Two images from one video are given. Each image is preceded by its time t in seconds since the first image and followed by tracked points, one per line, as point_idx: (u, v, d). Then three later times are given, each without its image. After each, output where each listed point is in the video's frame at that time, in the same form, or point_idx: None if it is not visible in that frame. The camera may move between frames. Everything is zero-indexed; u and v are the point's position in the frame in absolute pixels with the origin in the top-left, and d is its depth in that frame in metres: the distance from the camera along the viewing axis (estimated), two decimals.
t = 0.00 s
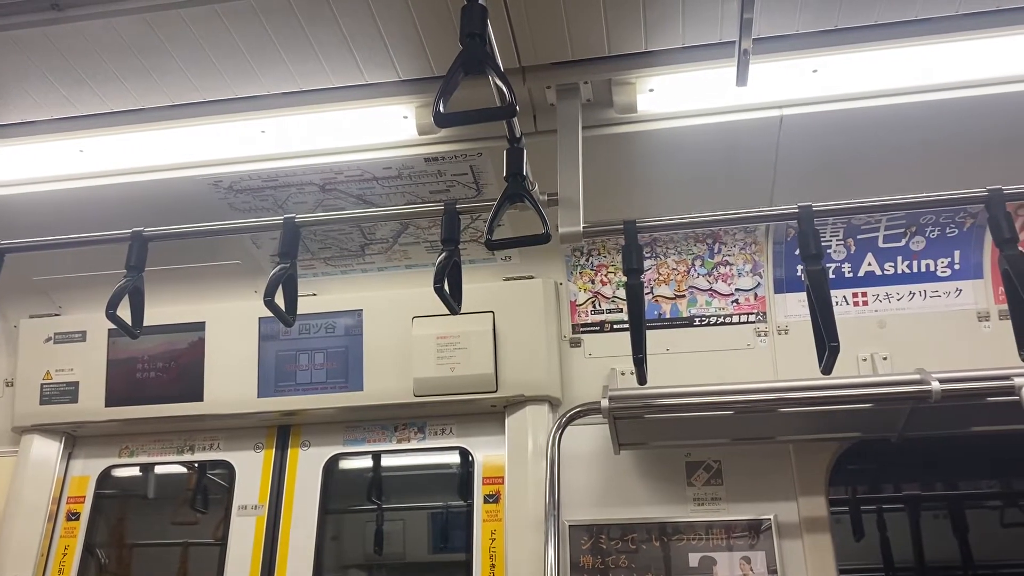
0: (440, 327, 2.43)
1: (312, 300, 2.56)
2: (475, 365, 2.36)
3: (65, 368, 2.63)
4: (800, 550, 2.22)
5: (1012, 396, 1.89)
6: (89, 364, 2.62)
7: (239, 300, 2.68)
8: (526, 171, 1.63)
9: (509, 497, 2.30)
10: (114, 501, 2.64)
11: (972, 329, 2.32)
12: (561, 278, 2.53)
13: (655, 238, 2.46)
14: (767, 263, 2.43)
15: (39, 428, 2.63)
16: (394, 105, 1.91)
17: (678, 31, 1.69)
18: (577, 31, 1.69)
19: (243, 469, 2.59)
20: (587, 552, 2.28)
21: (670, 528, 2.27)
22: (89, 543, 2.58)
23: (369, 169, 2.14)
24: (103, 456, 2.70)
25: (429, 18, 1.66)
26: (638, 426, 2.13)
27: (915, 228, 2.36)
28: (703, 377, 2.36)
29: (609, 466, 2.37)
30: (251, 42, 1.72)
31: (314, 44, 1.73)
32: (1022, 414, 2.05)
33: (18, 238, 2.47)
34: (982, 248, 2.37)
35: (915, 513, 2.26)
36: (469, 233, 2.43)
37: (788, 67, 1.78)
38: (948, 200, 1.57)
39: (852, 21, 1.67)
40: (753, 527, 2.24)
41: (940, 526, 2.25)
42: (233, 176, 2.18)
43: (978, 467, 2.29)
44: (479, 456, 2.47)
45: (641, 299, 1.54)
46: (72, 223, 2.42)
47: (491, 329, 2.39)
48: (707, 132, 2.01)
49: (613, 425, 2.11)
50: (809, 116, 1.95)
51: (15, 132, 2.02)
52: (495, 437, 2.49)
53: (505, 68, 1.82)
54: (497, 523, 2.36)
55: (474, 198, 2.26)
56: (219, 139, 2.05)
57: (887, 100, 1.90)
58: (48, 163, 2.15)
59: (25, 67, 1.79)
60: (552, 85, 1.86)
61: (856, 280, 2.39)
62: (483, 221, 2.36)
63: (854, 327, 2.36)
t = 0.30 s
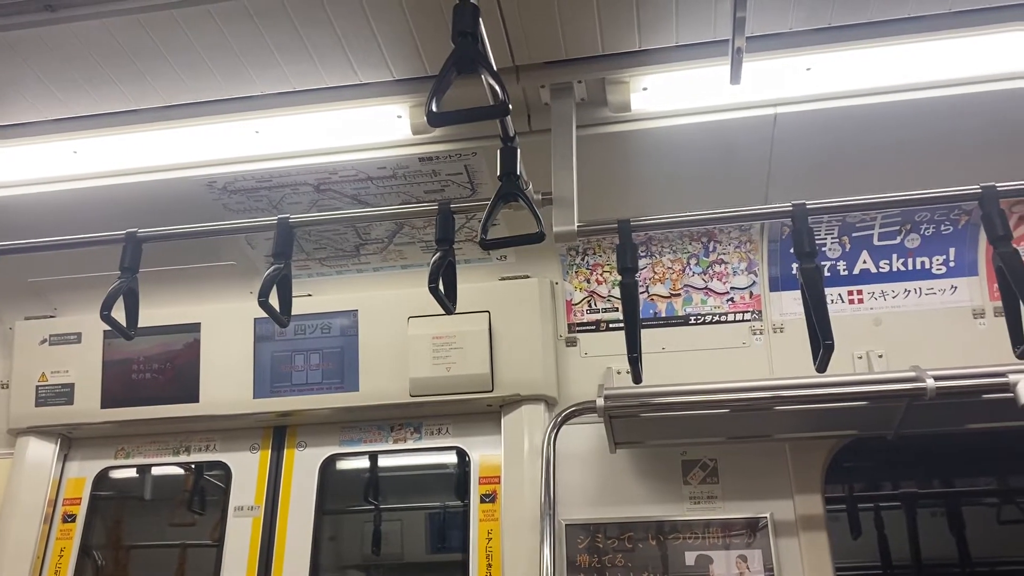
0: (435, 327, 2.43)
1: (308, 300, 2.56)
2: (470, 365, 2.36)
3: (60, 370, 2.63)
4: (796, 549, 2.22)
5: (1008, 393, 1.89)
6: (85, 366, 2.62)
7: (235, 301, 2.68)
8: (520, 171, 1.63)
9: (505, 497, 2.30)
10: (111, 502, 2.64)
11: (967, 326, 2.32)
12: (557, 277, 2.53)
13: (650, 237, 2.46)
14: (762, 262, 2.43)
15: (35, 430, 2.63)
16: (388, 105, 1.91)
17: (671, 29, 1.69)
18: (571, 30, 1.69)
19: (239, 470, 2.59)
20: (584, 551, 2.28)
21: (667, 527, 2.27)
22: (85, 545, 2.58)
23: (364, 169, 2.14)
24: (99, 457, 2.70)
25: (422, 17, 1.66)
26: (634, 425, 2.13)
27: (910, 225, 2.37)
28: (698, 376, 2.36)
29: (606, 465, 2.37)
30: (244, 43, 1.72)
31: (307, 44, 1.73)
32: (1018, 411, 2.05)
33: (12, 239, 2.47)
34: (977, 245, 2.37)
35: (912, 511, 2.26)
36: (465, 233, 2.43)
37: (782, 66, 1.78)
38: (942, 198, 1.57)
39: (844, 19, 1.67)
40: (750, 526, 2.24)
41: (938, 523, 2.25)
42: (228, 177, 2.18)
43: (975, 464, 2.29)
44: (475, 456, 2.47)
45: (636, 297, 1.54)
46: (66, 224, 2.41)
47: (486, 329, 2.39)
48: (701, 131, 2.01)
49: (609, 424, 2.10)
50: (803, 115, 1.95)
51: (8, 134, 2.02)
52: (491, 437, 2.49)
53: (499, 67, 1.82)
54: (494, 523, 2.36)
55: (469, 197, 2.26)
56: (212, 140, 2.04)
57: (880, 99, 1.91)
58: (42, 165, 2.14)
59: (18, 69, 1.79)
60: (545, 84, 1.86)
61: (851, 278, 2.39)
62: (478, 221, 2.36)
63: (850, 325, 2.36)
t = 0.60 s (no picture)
0: (429, 329, 2.43)
1: (301, 303, 2.56)
2: (465, 367, 2.37)
3: (55, 373, 2.63)
4: (790, 549, 2.22)
5: (1000, 393, 1.89)
6: (79, 369, 2.62)
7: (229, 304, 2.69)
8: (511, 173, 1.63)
9: (500, 498, 2.30)
10: (106, 505, 2.64)
11: (960, 325, 2.33)
12: (550, 279, 2.53)
13: (643, 238, 2.46)
14: (755, 262, 2.43)
15: (29, 434, 2.63)
16: (379, 107, 1.91)
17: (661, 31, 1.69)
18: (561, 32, 1.69)
19: (234, 473, 2.59)
20: (579, 552, 2.28)
21: (663, 528, 2.27)
22: (81, 548, 2.58)
23: (356, 172, 2.14)
24: (94, 461, 2.70)
25: (411, 20, 1.66)
26: (628, 426, 2.14)
27: (902, 225, 2.37)
28: (692, 377, 2.37)
29: (600, 466, 2.37)
30: (234, 46, 1.72)
31: (298, 47, 1.74)
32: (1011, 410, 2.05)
33: (6, 243, 2.47)
34: (969, 245, 2.37)
35: (907, 511, 2.26)
36: (458, 235, 2.43)
37: (771, 67, 1.78)
38: (931, 199, 1.58)
39: (834, 20, 1.67)
40: (744, 526, 2.24)
41: (933, 523, 2.25)
42: (220, 180, 2.18)
43: (970, 463, 2.29)
44: (470, 457, 2.47)
45: (627, 299, 1.54)
46: (60, 228, 2.42)
47: (480, 331, 2.39)
48: (692, 132, 2.01)
49: (603, 425, 2.11)
50: (794, 115, 1.95)
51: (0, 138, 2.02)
52: (486, 438, 2.49)
53: (490, 70, 1.82)
54: (489, 525, 2.36)
55: (462, 199, 2.26)
56: (204, 143, 2.05)
57: (870, 99, 1.91)
58: (34, 169, 2.15)
59: (9, 73, 1.79)
60: (537, 86, 1.86)
61: (844, 278, 2.40)
62: (471, 223, 2.36)
63: (843, 325, 2.36)
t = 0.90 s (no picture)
0: (427, 329, 2.43)
1: (299, 304, 2.56)
2: (462, 367, 2.36)
3: (52, 375, 2.63)
4: (790, 548, 2.22)
5: (998, 391, 1.89)
6: (77, 371, 2.61)
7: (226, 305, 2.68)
8: (506, 172, 1.63)
9: (499, 499, 2.30)
10: (105, 507, 2.64)
11: (958, 324, 2.32)
12: (548, 278, 2.53)
13: (640, 238, 2.47)
14: (753, 261, 2.43)
15: (27, 436, 2.63)
16: (375, 107, 1.91)
17: (657, 29, 1.69)
18: (556, 31, 1.69)
19: (233, 474, 2.59)
20: (578, 552, 2.27)
21: (662, 527, 2.26)
22: (80, 550, 2.58)
23: (353, 172, 2.14)
24: (92, 463, 2.70)
25: (406, 19, 1.65)
26: (626, 426, 2.13)
27: (900, 224, 2.37)
28: (690, 376, 2.36)
29: (599, 466, 2.37)
30: (230, 46, 1.72)
31: (293, 47, 1.73)
32: (1010, 408, 2.05)
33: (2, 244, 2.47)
34: (967, 244, 2.37)
35: (906, 510, 2.26)
36: (455, 235, 2.43)
37: (768, 66, 1.78)
38: (929, 196, 1.57)
39: (830, 18, 1.67)
40: (744, 526, 2.24)
41: (933, 521, 2.24)
42: (217, 181, 2.18)
43: (969, 462, 2.29)
44: (468, 458, 2.47)
45: (624, 298, 1.54)
46: (57, 230, 2.41)
47: (477, 331, 2.39)
48: (688, 131, 2.01)
49: (601, 425, 2.10)
50: (791, 114, 1.95)
51: None
52: (484, 438, 2.49)
53: (486, 69, 1.82)
54: (488, 525, 2.35)
55: (459, 200, 2.26)
56: (200, 144, 2.04)
57: (867, 98, 1.90)
58: (30, 170, 2.14)
59: (5, 75, 1.79)
60: (533, 85, 1.86)
61: (842, 277, 2.39)
62: (468, 223, 2.36)
63: (841, 324, 2.36)
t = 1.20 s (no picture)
0: (429, 331, 2.43)
1: (301, 305, 2.56)
2: (464, 368, 2.37)
3: (55, 377, 2.63)
4: (792, 548, 2.22)
5: (1000, 391, 1.89)
6: (79, 373, 2.62)
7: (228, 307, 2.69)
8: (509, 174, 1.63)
9: (501, 500, 2.30)
10: (107, 509, 2.64)
11: (960, 324, 2.33)
12: (550, 280, 2.53)
13: (642, 239, 2.47)
14: (754, 262, 2.43)
15: (30, 438, 2.63)
16: (378, 110, 1.92)
17: (659, 31, 1.69)
18: (558, 33, 1.69)
19: (235, 476, 2.59)
20: (581, 553, 2.28)
21: (665, 528, 2.27)
22: (82, 552, 2.58)
23: (355, 173, 2.14)
24: (94, 464, 2.70)
25: (409, 22, 1.66)
26: (628, 427, 2.13)
27: (901, 225, 2.37)
28: (692, 377, 2.37)
29: (601, 467, 2.37)
30: (233, 48, 1.72)
31: (296, 50, 1.74)
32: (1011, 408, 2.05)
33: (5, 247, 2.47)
34: (969, 244, 2.37)
35: (908, 510, 2.26)
36: (457, 236, 2.44)
37: (770, 67, 1.78)
38: (931, 197, 1.57)
39: (831, 20, 1.67)
40: (746, 526, 2.24)
41: (935, 521, 2.25)
42: (219, 183, 2.19)
43: (971, 462, 2.29)
44: (470, 459, 2.47)
45: (627, 300, 1.54)
46: (60, 232, 2.42)
47: (480, 332, 2.39)
48: (690, 132, 2.01)
49: (603, 426, 2.11)
50: (793, 115, 1.95)
51: None
52: (486, 440, 2.49)
53: (488, 71, 1.82)
54: (490, 526, 2.36)
55: (461, 201, 2.26)
56: (203, 146, 2.05)
57: (869, 98, 1.91)
58: (32, 173, 2.15)
59: (8, 78, 1.80)
60: (535, 87, 1.86)
61: (843, 277, 2.40)
62: (470, 224, 2.36)
63: (843, 324, 2.36)
